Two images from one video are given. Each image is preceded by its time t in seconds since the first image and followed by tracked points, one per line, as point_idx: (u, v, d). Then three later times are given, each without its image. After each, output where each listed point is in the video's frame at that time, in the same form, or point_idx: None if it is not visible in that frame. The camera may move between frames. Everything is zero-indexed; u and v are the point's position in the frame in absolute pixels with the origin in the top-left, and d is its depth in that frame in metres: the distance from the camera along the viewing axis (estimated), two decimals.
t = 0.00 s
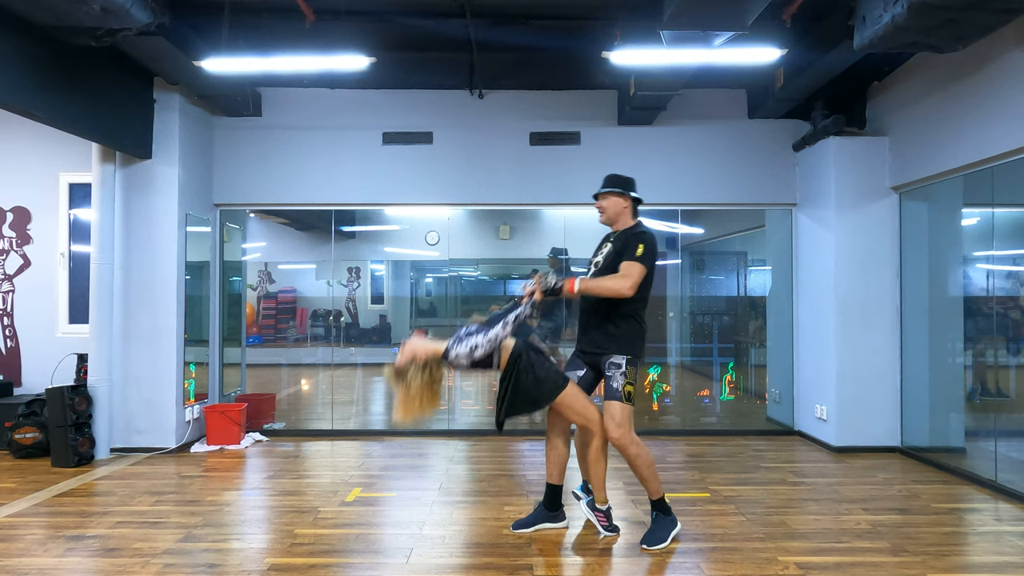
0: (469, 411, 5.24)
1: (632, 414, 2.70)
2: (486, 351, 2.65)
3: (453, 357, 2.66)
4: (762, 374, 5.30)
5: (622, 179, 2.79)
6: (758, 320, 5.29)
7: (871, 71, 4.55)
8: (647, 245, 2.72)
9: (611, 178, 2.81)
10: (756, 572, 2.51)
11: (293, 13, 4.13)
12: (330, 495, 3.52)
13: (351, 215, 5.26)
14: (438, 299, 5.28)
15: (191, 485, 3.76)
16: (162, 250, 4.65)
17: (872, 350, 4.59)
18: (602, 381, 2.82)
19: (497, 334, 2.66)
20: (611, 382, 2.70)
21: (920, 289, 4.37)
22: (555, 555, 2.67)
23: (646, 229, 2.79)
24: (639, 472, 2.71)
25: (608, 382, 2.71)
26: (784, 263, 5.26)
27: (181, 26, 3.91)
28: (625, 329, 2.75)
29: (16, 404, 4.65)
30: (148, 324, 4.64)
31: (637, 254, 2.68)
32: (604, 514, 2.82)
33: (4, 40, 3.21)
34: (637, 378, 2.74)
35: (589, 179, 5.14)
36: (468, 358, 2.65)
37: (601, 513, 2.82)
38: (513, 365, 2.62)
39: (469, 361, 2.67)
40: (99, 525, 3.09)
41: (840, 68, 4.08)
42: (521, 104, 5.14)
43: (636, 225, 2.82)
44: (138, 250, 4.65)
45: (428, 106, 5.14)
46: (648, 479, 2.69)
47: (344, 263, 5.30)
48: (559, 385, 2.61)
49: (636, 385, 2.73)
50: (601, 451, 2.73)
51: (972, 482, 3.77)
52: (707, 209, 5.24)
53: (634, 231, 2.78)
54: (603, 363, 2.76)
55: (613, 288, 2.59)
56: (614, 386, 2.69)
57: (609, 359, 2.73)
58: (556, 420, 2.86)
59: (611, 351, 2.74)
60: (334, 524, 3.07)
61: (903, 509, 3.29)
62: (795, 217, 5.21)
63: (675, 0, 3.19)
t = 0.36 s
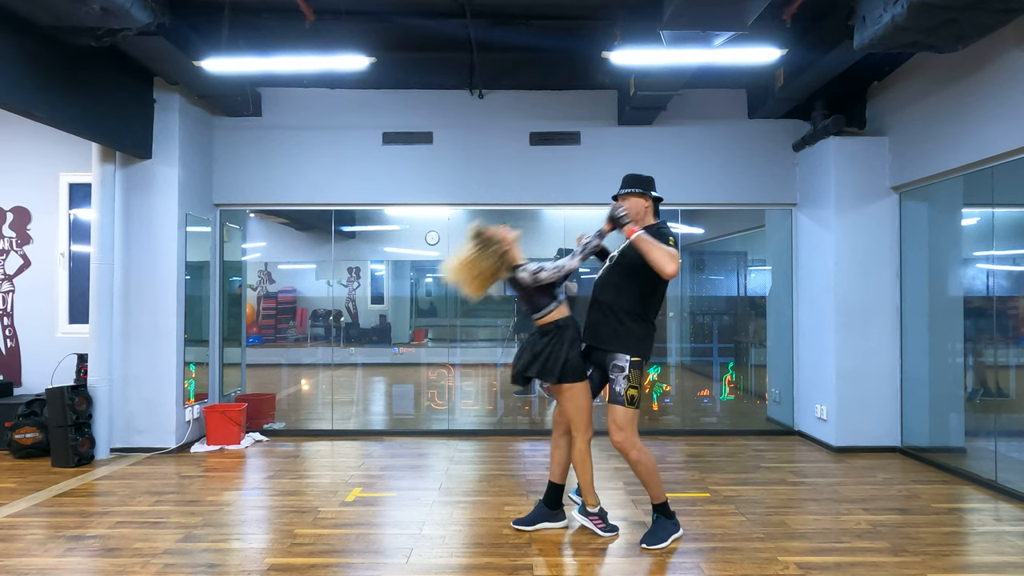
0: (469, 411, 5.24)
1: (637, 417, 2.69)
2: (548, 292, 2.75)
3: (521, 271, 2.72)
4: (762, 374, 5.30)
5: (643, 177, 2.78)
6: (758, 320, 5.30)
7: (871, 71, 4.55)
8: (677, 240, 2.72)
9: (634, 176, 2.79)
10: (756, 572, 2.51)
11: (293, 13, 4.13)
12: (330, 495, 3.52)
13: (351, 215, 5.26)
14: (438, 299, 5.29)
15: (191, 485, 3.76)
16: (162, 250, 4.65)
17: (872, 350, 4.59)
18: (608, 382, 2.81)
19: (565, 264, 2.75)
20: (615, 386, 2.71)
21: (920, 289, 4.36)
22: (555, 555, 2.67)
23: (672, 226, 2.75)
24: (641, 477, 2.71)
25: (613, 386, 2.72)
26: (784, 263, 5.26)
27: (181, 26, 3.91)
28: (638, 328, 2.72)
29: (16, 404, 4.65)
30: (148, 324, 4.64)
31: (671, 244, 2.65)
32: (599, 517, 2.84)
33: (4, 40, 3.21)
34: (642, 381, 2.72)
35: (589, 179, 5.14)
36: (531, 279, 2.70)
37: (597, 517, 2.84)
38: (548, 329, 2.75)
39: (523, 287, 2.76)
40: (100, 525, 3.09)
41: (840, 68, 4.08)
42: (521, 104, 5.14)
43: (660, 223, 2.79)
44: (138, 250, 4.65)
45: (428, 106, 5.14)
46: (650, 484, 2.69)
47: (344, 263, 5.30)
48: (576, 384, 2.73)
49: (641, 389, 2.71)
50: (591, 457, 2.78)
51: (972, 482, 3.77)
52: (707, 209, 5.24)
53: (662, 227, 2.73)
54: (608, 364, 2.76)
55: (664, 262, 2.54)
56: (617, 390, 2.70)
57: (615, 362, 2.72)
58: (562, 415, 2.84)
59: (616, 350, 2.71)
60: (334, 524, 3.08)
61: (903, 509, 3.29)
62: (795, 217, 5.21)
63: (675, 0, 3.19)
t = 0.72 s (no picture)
0: (469, 411, 5.24)
1: (644, 419, 2.68)
2: (593, 285, 2.79)
3: (578, 259, 2.69)
4: (762, 374, 5.30)
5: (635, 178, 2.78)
6: (758, 320, 5.30)
7: (871, 71, 4.55)
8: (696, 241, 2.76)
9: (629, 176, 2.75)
10: (756, 572, 2.51)
11: (293, 13, 4.13)
12: (330, 495, 3.52)
13: (351, 215, 5.26)
14: (438, 299, 5.29)
15: (191, 485, 3.76)
16: (162, 250, 4.65)
17: (872, 350, 4.59)
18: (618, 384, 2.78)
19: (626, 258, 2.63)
20: (626, 387, 2.68)
21: (920, 289, 4.37)
22: (555, 555, 2.67)
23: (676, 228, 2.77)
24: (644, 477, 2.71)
25: (624, 386, 2.70)
26: (784, 263, 5.26)
27: (181, 26, 3.91)
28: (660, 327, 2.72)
29: (16, 404, 4.65)
30: (147, 324, 4.64)
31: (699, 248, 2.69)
32: (599, 517, 2.84)
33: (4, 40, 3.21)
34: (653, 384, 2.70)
35: (589, 179, 5.14)
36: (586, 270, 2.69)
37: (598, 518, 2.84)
38: (578, 321, 2.81)
39: (573, 274, 2.75)
40: (100, 525, 3.09)
41: (840, 68, 4.08)
42: (521, 104, 5.14)
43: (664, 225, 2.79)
44: (138, 250, 4.65)
45: (428, 106, 5.14)
46: (652, 485, 2.69)
47: (344, 263, 5.30)
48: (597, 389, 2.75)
49: (652, 390, 2.70)
50: (596, 461, 2.79)
51: (973, 482, 3.77)
52: (707, 209, 5.24)
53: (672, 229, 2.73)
54: (621, 364, 2.73)
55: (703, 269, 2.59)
56: (628, 391, 2.67)
57: (631, 362, 2.69)
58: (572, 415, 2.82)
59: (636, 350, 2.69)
60: (333, 524, 3.07)
61: (903, 509, 3.29)
62: (795, 218, 5.21)
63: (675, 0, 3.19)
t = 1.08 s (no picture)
0: (469, 411, 5.24)
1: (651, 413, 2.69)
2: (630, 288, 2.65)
3: (629, 258, 2.55)
4: (762, 374, 5.30)
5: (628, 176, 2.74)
6: (758, 320, 5.30)
7: (871, 71, 4.55)
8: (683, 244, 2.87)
9: (624, 176, 2.70)
10: (756, 572, 2.51)
11: (293, 13, 4.13)
12: (330, 495, 3.52)
13: (351, 215, 5.26)
14: (438, 299, 5.29)
15: (191, 485, 3.76)
16: (162, 250, 4.65)
17: (872, 349, 4.59)
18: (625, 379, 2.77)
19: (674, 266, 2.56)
20: (639, 379, 2.68)
21: (920, 288, 4.37)
22: (556, 555, 2.67)
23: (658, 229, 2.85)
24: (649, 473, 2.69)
25: (635, 378, 2.69)
26: (784, 262, 5.26)
27: (181, 26, 3.91)
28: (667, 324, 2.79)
29: (16, 404, 4.65)
30: (147, 324, 4.64)
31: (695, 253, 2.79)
32: (606, 516, 2.82)
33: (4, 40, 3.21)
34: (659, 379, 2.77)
35: (589, 179, 5.15)
36: (633, 272, 2.56)
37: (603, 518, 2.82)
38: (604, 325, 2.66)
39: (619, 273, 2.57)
40: (100, 525, 3.09)
41: (840, 68, 4.08)
42: (521, 104, 5.14)
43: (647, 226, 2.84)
44: (138, 250, 4.65)
45: (428, 106, 5.14)
46: (658, 481, 2.68)
47: (344, 263, 5.30)
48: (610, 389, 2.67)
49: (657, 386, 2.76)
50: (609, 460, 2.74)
51: (973, 482, 3.77)
52: (707, 210, 5.24)
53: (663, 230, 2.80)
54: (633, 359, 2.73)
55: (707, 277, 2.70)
56: (642, 382, 2.68)
57: (642, 355, 2.70)
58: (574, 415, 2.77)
59: (650, 346, 2.71)
60: (333, 524, 3.07)
61: (904, 509, 3.29)
62: (795, 217, 5.21)
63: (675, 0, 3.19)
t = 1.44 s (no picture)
0: (469, 411, 5.24)
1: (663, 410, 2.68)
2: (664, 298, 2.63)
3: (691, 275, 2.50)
4: (762, 374, 5.30)
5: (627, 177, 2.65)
6: (758, 320, 5.30)
7: (871, 71, 4.54)
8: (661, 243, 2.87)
9: (630, 178, 2.59)
10: (756, 572, 2.51)
11: (293, 13, 4.13)
12: (330, 495, 3.52)
13: (351, 215, 5.26)
14: (438, 299, 5.29)
15: (191, 485, 3.76)
16: (162, 250, 4.65)
17: (872, 349, 4.59)
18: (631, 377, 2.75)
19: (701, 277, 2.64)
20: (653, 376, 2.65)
21: (920, 288, 4.37)
22: (557, 555, 2.67)
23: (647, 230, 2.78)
24: (657, 470, 2.69)
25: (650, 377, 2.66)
26: (784, 263, 5.26)
27: (181, 26, 3.91)
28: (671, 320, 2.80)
29: (16, 404, 4.65)
30: (147, 324, 4.64)
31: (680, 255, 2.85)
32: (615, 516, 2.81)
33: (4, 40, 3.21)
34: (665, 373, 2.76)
35: (589, 179, 5.14)
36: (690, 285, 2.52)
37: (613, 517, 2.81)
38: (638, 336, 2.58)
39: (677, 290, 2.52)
40: (100, 525, 3.10)
41: (840, 68, 4.08)
42: (521, 104, 5.14)
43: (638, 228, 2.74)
44: (138, 251, 4.65)
45: (428, 106, 5.14)
46: (664, 479, 2.68)
47: (344, 263, 5.30)
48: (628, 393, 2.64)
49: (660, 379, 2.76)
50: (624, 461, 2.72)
51: (973, 482, 3.77)
52: (707, 209, 5.24)
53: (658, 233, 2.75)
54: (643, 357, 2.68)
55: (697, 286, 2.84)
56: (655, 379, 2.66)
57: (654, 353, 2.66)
58: (581, 424, 2.68)
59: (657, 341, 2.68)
60: (333, 524, 3.07)
61: (903, 509, 3.29)
62: (795, 217, 5.21)
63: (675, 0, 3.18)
